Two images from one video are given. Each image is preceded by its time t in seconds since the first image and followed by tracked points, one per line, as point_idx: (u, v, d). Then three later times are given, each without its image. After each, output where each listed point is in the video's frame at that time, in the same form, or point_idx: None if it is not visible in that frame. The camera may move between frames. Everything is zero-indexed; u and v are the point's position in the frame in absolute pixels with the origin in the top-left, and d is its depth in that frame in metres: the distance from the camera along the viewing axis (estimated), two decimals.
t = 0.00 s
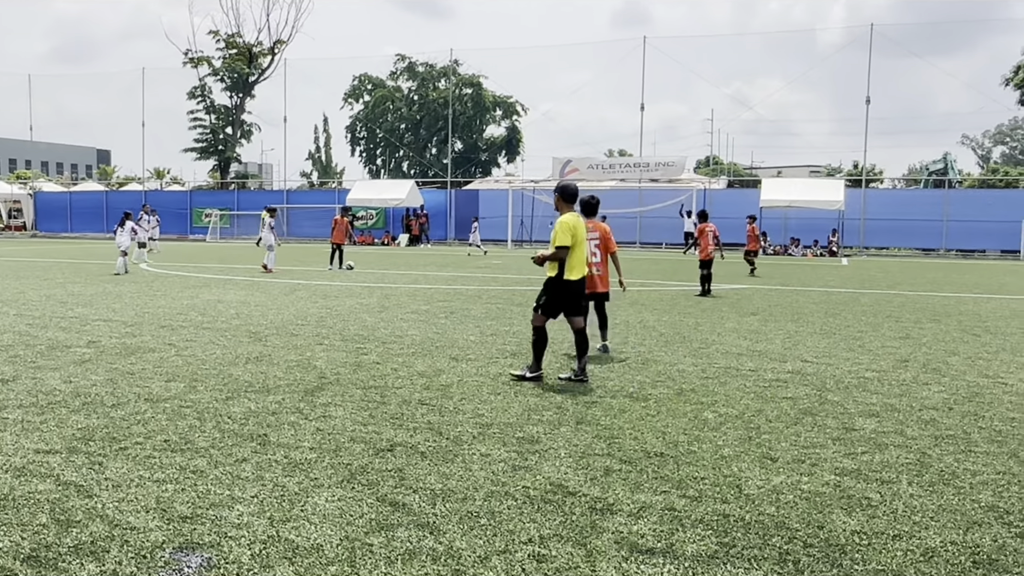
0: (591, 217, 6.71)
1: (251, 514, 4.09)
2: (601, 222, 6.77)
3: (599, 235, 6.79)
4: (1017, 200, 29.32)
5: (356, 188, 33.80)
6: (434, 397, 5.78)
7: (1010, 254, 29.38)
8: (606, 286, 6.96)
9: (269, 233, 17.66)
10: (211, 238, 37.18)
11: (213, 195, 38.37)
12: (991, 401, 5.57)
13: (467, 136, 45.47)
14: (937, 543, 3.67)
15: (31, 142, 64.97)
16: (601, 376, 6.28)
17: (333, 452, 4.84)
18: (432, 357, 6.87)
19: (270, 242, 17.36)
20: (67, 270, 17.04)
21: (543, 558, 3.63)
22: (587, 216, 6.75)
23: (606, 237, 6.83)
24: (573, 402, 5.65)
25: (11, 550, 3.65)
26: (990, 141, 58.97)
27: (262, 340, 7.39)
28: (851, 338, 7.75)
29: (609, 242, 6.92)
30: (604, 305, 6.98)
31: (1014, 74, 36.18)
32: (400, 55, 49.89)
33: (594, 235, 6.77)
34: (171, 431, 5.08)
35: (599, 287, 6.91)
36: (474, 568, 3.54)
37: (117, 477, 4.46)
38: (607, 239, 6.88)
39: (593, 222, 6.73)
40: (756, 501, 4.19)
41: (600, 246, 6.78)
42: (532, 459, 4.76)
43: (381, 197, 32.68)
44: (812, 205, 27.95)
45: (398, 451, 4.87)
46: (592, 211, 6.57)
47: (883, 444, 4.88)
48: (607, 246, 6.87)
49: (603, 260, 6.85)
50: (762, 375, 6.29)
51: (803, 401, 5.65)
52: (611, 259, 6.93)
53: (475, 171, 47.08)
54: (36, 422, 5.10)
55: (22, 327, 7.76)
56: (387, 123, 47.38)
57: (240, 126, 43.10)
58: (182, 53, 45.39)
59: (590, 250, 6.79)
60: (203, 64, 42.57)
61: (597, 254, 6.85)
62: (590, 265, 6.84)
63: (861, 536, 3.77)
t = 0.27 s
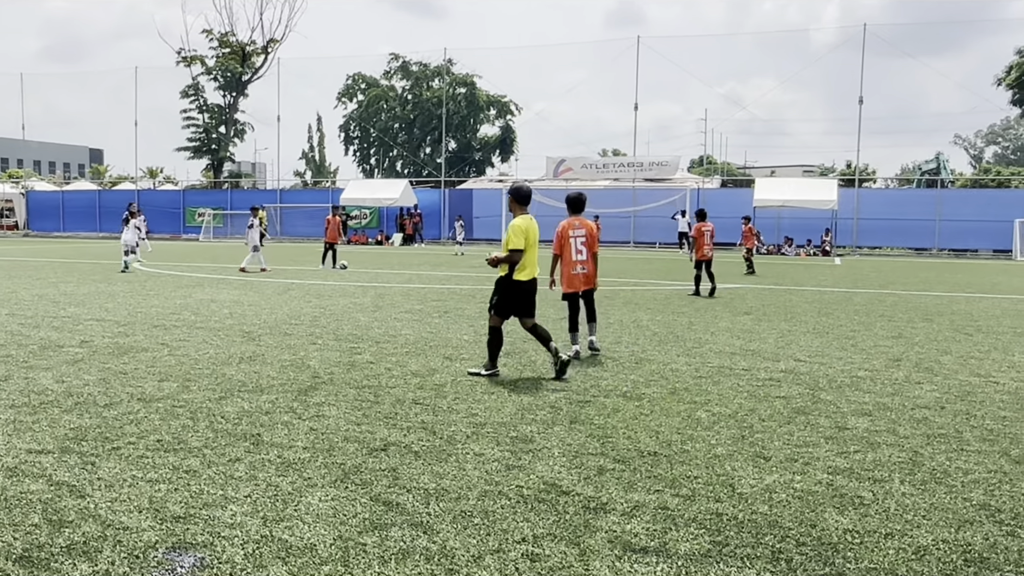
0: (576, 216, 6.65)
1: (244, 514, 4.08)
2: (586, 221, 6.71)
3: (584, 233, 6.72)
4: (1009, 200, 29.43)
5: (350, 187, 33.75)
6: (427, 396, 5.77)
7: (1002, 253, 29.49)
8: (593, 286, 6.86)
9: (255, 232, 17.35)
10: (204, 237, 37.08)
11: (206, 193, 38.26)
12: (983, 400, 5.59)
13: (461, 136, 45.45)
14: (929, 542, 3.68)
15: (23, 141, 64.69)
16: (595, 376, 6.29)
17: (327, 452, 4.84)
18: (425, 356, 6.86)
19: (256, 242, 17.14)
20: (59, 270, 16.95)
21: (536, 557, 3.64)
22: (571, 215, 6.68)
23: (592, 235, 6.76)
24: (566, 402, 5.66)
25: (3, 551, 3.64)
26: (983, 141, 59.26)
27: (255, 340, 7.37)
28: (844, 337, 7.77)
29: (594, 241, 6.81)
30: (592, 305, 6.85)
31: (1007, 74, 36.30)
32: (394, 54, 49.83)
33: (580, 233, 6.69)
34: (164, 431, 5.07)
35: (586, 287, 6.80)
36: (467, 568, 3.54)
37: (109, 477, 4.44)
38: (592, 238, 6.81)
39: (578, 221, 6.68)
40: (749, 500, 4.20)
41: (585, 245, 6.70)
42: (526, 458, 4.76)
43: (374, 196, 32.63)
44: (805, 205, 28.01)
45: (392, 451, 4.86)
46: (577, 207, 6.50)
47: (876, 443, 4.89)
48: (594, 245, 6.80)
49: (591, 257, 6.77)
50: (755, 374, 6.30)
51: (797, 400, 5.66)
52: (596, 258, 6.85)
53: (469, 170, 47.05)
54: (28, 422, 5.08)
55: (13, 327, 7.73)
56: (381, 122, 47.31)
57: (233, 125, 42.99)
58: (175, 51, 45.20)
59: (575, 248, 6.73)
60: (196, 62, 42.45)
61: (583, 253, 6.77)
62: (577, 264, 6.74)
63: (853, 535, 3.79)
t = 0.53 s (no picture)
0: (566, 216, 6.54)
1: (239, 513, 4.08)
2: (577, 222, 6.56)
3: (575, 235, 6.57)
4: (1003, 199, 29.51)
5: (344, 186, 33.70)
6: (422, 395, 5.78)
7: (996, 252, 29.59)
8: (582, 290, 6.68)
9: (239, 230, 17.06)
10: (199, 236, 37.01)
11: (200, 192, 38.20)
12: (976, 398, 5.62)
13: (457, 135, 45.45)
14: (922, 539, 3.70)
15: (16, 139, 64.48)
16: (591, 374, 6.29)
17: (322, 450, 4.83)
18: (421, 355, 6.86)
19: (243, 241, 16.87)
20: (54, 269, 16.90)
21: (532, 555, 3.64)
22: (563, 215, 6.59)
23: (583, 238, 6.60)
24: (561, 400, 5.66)
25: None
26: (976, 140, 59.59)
27: (250, 339, 7.36)
28: (838, 336, 7.80)
29: (586, 243, 6.64)
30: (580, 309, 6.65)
31: (1000, 73, 36.41)
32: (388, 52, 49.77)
33: (569, 234, 6.59)
34: (159, 429, 5.06)
35: (574, 290, 6.63)
36: (462, 566, 3.55)
37: (104, 476, 4.44)
38: (584, 241, 6.65)
39: (568, 221, 6.62)
40: (743, 497, 4.22)
41: (573, 247, 6.54)
42: (521, 457, 4.76)
43: (369, 195, 32.60)
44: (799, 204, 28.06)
45: (387, 449, 4.86)
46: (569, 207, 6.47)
47: (870, 441, 4.91)
48: (585, 248, 6.62)
49: (579, 261, 6.59)
50: (749, 373, 6.31)
51: (790, 398, 5.69)
52: (587, 261, 6.67)
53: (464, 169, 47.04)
54: (23, 421, 5.07)
55: (7, 325, 7.69)
56: (376, 121, 47.27)
57: (227, 123, 42.90)
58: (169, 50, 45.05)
59: (564, 250, 6.58)
60: (190, 60, 42.33)
61: (573, 256, 6.61)
62: (565, 266, 6.59)
63: (847, 532, 3.80)
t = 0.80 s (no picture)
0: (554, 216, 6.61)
1: (235, 511, 4.08)
2: (564, 220, 6.58)
3: (560, 234, 6.56)
4: (998, 197, 29.59)
5: (340, 184, 33.66)
6: (419, 393, 5.78)
7: (991, 250, 29.68)
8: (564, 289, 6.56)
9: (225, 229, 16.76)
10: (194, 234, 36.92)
11: (196, 190, 38.12)
12: (972, 396, 5.63)
13: (453, 133, 45.44)
14: (918, 537, 3.71)
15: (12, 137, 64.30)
16: (587, 373, 6.30)
17: (318, 449, 4.83)
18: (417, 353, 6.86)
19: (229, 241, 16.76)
20: (49, 267, 16.87)
21: (528, 553, 3.65)
22: (554, 216, 6.64)
23: (568, 237, 6.54)
24: (558, 399, 5.67)
25: None
26: (972, 139, 59.76)
27: (246, 337, 7.35)
28: (834, 333, 7.81)
29: (575, 244, 6.57)
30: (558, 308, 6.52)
31: (996, 72, 36.49)
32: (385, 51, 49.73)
33: (557, 233, 6.57)
34: (155, 428, 5.05)
35: (552, 289, 6.54)
36: (459, 564, 3.55)
37: (99, 474, 4.43)
38: (572, 240, 6.60)
39: (558, 220, 6.62)
40: (739, 495, 4.22)
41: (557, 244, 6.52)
42: (518, 455, 4.77)
43: (365, 193, 32.57)
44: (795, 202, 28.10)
45: (383, 448, 4.86)
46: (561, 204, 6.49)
47: (866, 438, 4.92)
48: (572, 248, 6.56)
49: (562, 259, 6.53)
50: (745, 371, 6.32)
51: (786, 396, 5.70)
52: (571, 261, 6.56)
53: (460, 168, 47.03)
54: (18, 420, 5.06)
55: (2, 324, 7.67)
56: (372, 119, 47.22)
57: (223, 121, 42.81)
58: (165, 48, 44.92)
59: (549, 247, 6.58)
60: (186, 58, 42.24)
61: (557, 254, 6.57)
62: (547, 264, 6.57)
63: (843, 529, 3.81)
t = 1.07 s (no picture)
0: (545, 210, 6.53)
1: (232, 509, 4.07)
2: (555, 216, 6.52)
3: (551, 230, 6.51)
4: (994, 196, 29.64)
5: (337, 182, 33.65)
6: (416, 391, 5.77)
7: (987, 249, 29.74)
8: (555, 287, 6.55)
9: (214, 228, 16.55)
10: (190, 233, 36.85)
11: (193, 188, 38.06)
12: (967, 393, 5.65)
13: (450, 131, 45.42)
14: (914, 534, 3.71)
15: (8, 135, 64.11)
16: (584, 371, 6.29)
17: (315, 447, 4.83)
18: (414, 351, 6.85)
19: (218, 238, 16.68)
20: (45, 265, 16.84)
21: (525, 551, 3.65)
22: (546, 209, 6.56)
23: (560, 233, 6.49)
24: (555, 396, 5.67)
25: None
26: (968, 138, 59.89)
27: (243, 335, 7.34)
28: (830, 331, 7.82)
29: (565, 239, 6.53)
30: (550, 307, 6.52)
31: (992, 71, 36.53)
32: (381, 49, 49.69)
33: (547, 229, 6.53)
34: (151, 426, 5.04)
35: (543, 287, 6.52)
36: (456, 562, 3.55)
37: (96, 473, 4.42)
38: (563, 236, 6.54)
39: (547, 215, 6.56)
40: (736, 493, 4.23)
41: (548, 241, 6.48)
42: (514, 453, 4.77)
43: (362, 192, 32.54)
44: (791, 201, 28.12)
45: (380, 446, 4.86)
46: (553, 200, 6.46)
47: (862, 436, 4.93)
48: (563, 243, 6.52)
49: (555, 255, 6.50)
50: (742, 368, 6.33)
51: (783, 394, 5.71)
52: (561, 259, 6.54)
53: (457, 166, 47.01)
54: (13, 418, 5.05)
55: None
56: (368, 117, 47.16)
57: (219, 119, 42.74)
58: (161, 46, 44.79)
59: (540, 244, 6.53)
60: (182, 56, 42.16)
61: (549, 251, 6.53)
62: (537, 261, 6.54)
63: (839, 527, 3.81)
